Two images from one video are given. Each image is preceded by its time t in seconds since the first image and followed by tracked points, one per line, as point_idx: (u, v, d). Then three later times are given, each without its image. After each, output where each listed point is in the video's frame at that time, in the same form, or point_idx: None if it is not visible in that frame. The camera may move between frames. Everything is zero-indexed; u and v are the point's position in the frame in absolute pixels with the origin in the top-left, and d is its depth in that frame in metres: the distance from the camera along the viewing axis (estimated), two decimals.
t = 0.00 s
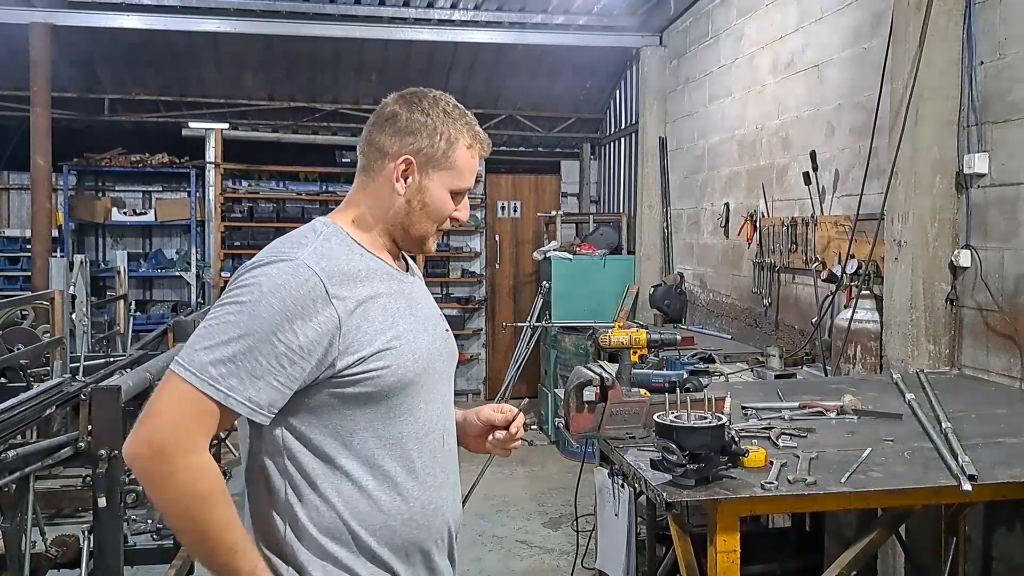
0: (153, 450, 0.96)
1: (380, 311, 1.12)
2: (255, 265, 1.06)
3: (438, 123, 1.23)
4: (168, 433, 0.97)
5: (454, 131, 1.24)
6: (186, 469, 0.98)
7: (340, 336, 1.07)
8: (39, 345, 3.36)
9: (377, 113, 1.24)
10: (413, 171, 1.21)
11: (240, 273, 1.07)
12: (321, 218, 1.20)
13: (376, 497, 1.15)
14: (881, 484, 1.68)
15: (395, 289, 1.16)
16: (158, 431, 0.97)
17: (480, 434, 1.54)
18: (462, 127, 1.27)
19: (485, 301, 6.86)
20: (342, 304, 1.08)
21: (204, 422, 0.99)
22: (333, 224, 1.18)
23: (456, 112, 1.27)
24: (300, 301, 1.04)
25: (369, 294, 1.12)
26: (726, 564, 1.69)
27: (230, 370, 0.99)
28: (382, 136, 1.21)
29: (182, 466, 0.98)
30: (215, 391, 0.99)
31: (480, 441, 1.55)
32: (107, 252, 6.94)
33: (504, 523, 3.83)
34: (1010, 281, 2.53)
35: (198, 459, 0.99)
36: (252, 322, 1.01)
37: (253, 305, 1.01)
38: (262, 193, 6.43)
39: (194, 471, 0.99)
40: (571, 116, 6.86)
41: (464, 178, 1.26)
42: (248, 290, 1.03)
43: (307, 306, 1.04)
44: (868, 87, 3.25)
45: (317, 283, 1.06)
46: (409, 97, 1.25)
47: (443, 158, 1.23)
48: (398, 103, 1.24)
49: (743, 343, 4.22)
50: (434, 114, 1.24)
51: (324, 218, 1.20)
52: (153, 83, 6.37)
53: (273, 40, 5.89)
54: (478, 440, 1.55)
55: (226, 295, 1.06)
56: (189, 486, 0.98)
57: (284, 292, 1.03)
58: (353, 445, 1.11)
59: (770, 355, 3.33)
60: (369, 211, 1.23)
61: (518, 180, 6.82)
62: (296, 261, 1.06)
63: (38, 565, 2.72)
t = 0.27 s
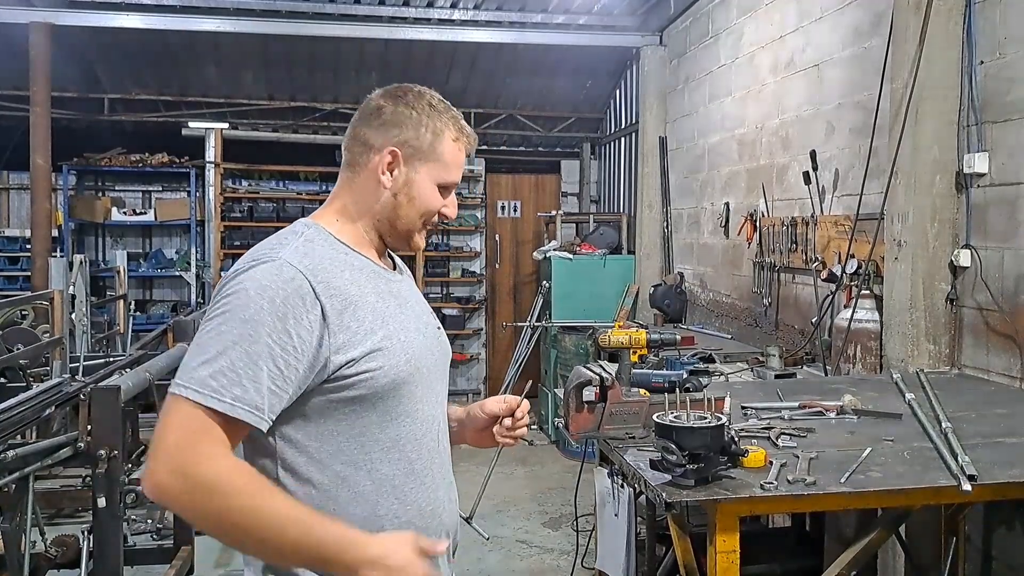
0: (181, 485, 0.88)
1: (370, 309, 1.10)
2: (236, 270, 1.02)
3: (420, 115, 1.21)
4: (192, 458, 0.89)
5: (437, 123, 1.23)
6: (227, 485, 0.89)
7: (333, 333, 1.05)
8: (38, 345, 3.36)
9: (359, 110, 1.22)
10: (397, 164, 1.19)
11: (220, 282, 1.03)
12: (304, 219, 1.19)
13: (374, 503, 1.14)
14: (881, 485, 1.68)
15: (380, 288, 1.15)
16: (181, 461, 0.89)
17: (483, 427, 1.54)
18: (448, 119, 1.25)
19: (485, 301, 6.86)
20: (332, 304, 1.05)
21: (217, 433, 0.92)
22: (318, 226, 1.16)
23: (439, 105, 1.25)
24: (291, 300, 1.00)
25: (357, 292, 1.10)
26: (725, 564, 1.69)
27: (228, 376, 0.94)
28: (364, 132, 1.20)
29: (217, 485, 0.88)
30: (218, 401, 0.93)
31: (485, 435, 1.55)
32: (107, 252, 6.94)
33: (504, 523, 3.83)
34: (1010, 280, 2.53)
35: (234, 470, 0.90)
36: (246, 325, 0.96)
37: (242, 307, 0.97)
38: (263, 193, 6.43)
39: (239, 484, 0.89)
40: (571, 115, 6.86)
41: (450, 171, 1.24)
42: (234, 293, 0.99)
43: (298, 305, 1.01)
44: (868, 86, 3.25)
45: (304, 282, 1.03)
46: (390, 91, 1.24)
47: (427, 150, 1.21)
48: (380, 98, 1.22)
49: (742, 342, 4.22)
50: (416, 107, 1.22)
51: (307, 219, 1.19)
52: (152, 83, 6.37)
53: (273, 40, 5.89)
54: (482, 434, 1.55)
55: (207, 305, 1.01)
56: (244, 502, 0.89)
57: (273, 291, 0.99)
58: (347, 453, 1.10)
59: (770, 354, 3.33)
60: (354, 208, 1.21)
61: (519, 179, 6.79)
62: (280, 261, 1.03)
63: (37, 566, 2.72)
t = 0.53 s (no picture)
0: (271, 499, 1.00)
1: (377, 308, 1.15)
2: (245, 279, 1.07)
3: (347, 91, 1.19)
4: (271, 472, 1.01)
5: (360, 93, 1.19)
6: (313, 487, 1.01)
7: (341, 334, 1.10)
8: (39, 344, 3.36)
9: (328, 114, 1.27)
10: (330, 146, 1.19)
11: (230, 290, 1.08)
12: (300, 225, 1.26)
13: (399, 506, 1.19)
14: (882, 484, 1.68)
15: (382, 286, 1.19)
16: (263, 477, 1.00)
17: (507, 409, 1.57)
18: (372, 83, 1.20)
19: (485, 300, 6.86)
20: (339, 306, 1.10)
21: (276, 442, 1.02)
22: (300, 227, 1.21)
23: (375, 75, 1.22)
24: (298, 307, 1.05)
25: (362, 292, 1.15)
26: (727, 564, 1.69)
27: (259, 389, 1.01)
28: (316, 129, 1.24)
29: (301, 489, 1.01)
30: (255, 412, 1.01)
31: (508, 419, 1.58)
32: (107, 252, 6.94)
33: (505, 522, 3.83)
34: (1011, 280, 2.53)
35: (307, 470, 1.02)
36: (263, 337, 1.03)
37: (258, 320, 1.04)
38: (263, 192, 6.43)
39: (320, 480, 1.02)
40: (571, 115, 6.87)
41: (379, 133, 1.17)
42: (246, 305, 1.05)
43: (305, 310, 1.06)
44: (868, 86, 3.25)
45: (310, 286, 1.08)
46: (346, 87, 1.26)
47: (351, 121, 1.18)
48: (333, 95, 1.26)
49: (743, 342, 4.22)
50: (346, 84, 1.20)
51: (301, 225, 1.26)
52: (153, 82, 6.37)
53: (273, 39, 5.89)
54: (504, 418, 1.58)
55: (222, 315, 1.07)
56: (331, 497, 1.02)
57: (281, 300, 1.05)
58: (363, 459, 1.14)
59: (771, 354, 3.33)
60: (323, 202, 1.24)
61: (519, 179, 6.88)
62: (285, 267, 1.08)
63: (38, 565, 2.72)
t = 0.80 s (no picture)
0: (304, 502, 1.03)
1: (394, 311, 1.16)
2: (263, 285, 1.07)
3: (334, 96, 1.18)
4: (302, 476, 1.03)
5: (345, 98, 1.17)
6: (342, 487, 1.05)
7: (357, 338, 1.10)
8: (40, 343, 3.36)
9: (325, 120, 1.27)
10: (324, 155, 1.19)
11: (248, 294, 1.08)
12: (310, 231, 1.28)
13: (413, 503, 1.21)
14: (883, 483, 1.68)
15: (396, 288, 1.19)
16: (294, 482, 1.03)
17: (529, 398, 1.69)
18: (354, 86, 1.17)
19: (485, 299, 6.87)
20: (357, 310, 1.11)
21: (305, 446, 1.04)
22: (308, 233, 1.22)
23: (360, 75, 1.19)
24: (316, 315, 1.06)
25: (379, 296, 1.15)
26: (728, 563, 1.69)
27: (281, 397, 1.03)
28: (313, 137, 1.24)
29: (333, 491, 1.04)
30: (277, 420, 1.02)
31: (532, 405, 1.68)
32: (108, 250, 6.94)
33: (506, 520, 3.84)
34: (1012, 279, 2.53)
35: (336, 471, 1.05)
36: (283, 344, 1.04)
37: (277, 328, 1.04)
38: (263, 190, 6.43)
39: (350, 479, 1.06)
40: (572, 113, 6.87)
41: (367, 137, 1.16)
42: (265, 313, 1.05)
43: (322, 317, 1.06)
44: (869, 84, 3.25)
45: (328, 292, 1.08)
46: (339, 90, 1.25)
47: (340, 129, 1.16)
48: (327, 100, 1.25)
49: (743, 340, 4.23)
50: (332, 88, 1.19)
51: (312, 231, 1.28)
52: (153, 80, 6.37)
53: (273, 38, 5.89)
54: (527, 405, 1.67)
55: (241, 321, 1.07)
56: (363, 496, 1.06)
57: (299, 308, 1.05)
58: (379, 460, 1.16)
59: (772, 352, 3.33)
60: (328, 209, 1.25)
61: (519, 177, 6.97)
62: (303, 273, 1.08)
63: (39, 564, 2.72)
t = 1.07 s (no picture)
0: (337, 498, 1.09)
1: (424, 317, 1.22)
2: (306, 288, 1.13)
3: (370, 107, 1.23)
4: (338, 474, 1.09)
5: (381, 110, 1.22)
6: (373, 485, 1.11)
7: (392, 342, 1.16)
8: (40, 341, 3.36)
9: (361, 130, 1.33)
10: (359, 164, 1.24)
11: (291, 296, 1.13)
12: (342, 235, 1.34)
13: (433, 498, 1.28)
14: (884, 482, 1.69)
15: (426, 293, 1.25)
16: (331, 478, 1.08)
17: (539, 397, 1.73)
18: (390, 99, 1.22)
19: (485, 297, 6.87)
20: (392, 316, 1.17)
21: (340, 448, 1.10)
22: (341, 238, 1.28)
23: (397, 86, 1.24)
24: (356, 320, 1.12)
25: (412, 302, 1.21)
26: (729, 561, 1.70)
27: (322, 396, 1.08)
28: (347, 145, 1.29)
29: (364, 488, 1.10)
30: (317, 417, 1.08)
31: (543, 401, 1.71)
32: (107, 248, 6.93)
33: (506, 518, 3.84)
34: (1012, 277, 2.53)
35: (368, 470, 1.11)
36: (325, 345, 1.09)
37: (320, 330, 1.10)
38: (264, 188, 6.44)
39: (380, 478, 1.12)
40: (571, 111, 6.86)
41: (403, 148, 1.20)
42: (309, 315, 1.10)
43: (362, 322, 1.12)
44: (869, 83, 3.25)
45: (367, 298, 1.14)
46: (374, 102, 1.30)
47: (377, 139, 1.21)
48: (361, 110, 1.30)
49: (743, 339, 4.23)
50: (368, 99, 1.24)
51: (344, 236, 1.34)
52: (153, 78, 6.36)
53: (273, 36, 5.88)
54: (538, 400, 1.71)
55: (283, 321, 1.12)
56: (391, 494, 1.13)
57: (342, 313, 1.11)
58: (405, 457, 1.22)
59: (772, 351, 3.33)
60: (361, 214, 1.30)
61: (519, 176, 6.93)
62: (345, 279, 1.13)
63: (39, 562, 2.72)
